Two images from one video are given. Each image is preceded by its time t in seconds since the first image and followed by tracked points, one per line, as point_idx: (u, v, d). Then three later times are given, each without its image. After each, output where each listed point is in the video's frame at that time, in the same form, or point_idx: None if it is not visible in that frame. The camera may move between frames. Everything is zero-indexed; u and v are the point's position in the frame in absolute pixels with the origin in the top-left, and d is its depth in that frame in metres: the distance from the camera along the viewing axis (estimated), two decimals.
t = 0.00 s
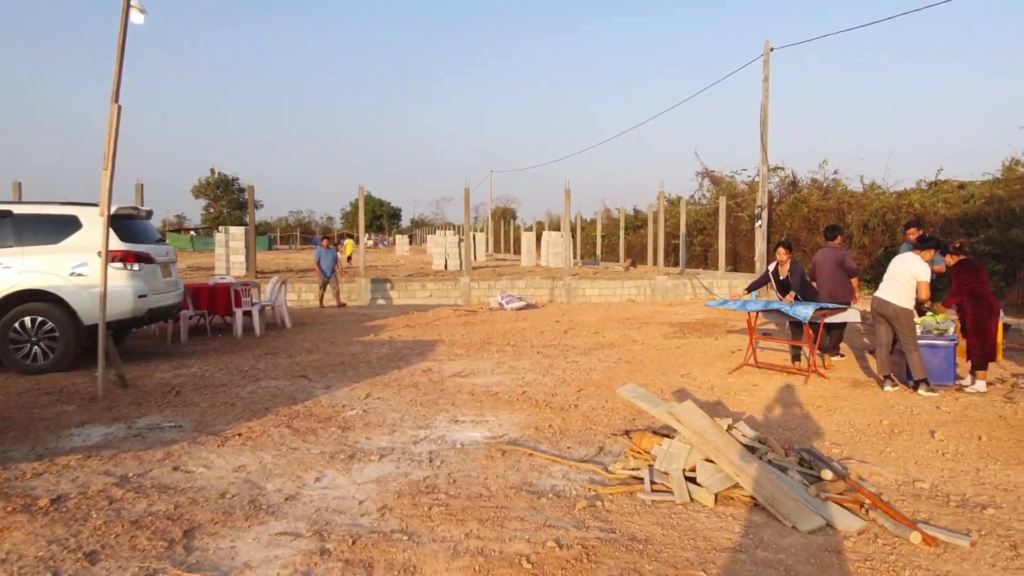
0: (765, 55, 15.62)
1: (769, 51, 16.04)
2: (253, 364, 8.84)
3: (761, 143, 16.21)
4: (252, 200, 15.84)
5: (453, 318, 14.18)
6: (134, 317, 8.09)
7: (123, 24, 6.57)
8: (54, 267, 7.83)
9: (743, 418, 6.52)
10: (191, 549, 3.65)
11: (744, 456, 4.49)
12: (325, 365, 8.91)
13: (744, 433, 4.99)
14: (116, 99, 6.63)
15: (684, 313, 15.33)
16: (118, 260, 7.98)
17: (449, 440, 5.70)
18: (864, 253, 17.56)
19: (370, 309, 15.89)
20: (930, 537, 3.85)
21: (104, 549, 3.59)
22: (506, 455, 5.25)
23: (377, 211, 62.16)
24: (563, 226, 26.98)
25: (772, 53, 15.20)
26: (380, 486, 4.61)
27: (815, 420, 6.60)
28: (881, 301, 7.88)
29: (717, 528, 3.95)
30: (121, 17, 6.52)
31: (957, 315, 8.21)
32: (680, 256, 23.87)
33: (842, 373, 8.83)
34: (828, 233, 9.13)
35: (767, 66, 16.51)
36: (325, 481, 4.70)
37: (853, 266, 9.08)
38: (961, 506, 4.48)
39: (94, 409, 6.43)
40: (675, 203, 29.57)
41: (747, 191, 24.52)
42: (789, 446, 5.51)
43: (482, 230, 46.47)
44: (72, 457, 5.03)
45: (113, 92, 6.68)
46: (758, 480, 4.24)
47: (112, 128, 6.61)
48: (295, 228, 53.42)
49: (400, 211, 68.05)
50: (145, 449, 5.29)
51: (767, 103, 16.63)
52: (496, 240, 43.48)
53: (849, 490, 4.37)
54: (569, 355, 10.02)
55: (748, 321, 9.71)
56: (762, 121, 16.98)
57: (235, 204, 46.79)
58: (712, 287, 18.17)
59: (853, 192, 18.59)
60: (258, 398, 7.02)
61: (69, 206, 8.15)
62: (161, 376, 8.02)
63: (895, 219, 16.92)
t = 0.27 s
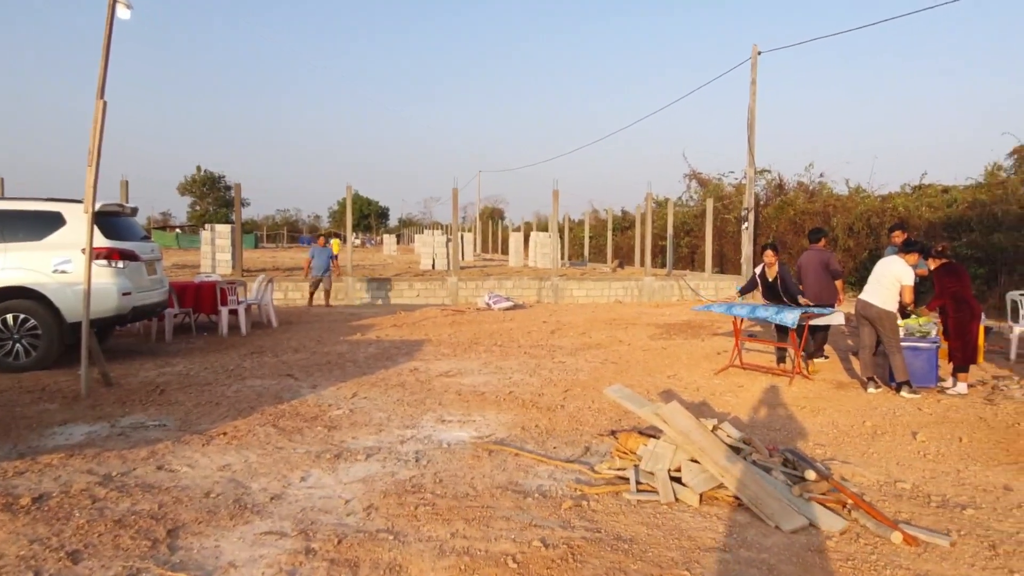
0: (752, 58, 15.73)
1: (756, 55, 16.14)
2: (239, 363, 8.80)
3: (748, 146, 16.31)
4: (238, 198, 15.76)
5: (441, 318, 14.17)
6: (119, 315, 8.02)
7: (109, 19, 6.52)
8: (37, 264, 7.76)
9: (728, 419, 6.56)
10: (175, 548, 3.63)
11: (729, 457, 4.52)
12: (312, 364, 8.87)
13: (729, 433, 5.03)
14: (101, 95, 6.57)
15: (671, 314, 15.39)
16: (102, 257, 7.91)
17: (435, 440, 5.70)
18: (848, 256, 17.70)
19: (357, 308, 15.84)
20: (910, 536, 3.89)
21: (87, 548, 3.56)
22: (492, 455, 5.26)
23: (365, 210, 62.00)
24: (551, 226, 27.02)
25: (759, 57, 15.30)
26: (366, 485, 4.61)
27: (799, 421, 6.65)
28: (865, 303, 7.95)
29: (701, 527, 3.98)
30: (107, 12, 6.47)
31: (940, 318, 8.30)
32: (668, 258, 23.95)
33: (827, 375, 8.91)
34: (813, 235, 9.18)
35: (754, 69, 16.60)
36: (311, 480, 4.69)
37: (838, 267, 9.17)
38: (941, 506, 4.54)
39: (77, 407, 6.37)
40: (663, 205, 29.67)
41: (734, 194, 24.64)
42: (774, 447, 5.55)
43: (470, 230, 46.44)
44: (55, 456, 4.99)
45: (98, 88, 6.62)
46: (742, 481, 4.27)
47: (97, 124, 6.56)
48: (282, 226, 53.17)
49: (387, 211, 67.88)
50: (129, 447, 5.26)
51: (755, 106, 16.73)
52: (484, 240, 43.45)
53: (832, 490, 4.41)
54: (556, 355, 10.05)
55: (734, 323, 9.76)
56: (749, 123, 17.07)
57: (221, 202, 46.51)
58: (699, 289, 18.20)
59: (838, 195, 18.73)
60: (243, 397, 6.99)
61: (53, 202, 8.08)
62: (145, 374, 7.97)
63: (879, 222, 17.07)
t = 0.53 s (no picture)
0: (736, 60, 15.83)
1: (740, 57, 16.22)
2: (221, 363, 8.73)
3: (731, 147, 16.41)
4: (221, 197, 15.64)
5: (425, 318, 14.14)
6: (99, 315, 7.94)
7: (89, 15, 6.45)
8: (15, 263, 7.66)
9: (710, 418, 6.59)
10: (154, 550, 3.59)
11: (711, 456, 4.54)
12: (295, 364, 8.82)
13: (711, 433, 5.05)
14: (81, 92, 6.50)
15: (655, 314, 15.45)
16: (82, 256, 7.82)
17: (418, 440, 5.69)
18: (830, 257, 17.86)
19: (341, 308, 15.77)
20: (889, 534, 3.94)
21: (64, 550, 3.52)
22: (475, 455, 5.26)
23: (349, 209, 61.76)
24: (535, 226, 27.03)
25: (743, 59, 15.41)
26: (348, 486, 4.58)
27: (781, 420, 6.70)
28: (846, 304, 8.02)
29: (683, 527, 4.00)
30: (87, 8, 6.40)
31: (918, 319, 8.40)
32: (652, 258, 24.04)
33: (808, 374, 8.98)
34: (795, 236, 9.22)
35: (738, 71, 16.71)
36: (292, 481, 4.66)
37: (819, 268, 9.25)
38: (919, 505, 4.59)
39: (55, 408, 6.29)
40: (648, 206, 29.78)
41: (718, 195, 24.78)
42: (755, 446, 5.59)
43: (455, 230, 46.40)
44: (31, 457, 4.93)
45: (78, 85, 6.55)
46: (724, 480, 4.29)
47: (77, 121, 6.48)
48: (265, 226, 52.84)
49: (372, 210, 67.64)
50: (108, 448, 5.20)
51: (738, 108, 16.82)
52: (469, 240, 43.41)
53: (812, 489, 4.44)
54: (540, 355, 10.05)
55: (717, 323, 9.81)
56: (732, 125, 17.17)
57: (203, 200, 46.14)
58: (682, 289, 18.28)
59: (820, 197, 18.89)
60: (225, 397, 6.93)
61: (32, 200, 7.97)
62: (125, 374, 7.88)
63: (860, 223, 17.23)
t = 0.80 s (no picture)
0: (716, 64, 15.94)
1: (720, 60, 16.33)
2: (199, 365, 8.64)
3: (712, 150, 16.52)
4: (200, 197, 15.50)
5: (407, 319, 14.09)
6: (74, 316, 7.83)
7: (65, 12, 6.36)
8: None
9: (690, 419, 6.63)
10: (130, 554, 3.55)
11: (690, 456, 4.57)
12: (275, 366, 8.75)
13: (691, 433, 5.08)
14: (56, 90, 6.40)
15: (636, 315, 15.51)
16: (57, 256, 7.71)
17: (399, 442, 5.66)
18: (809, 259, 18.03)
19: (322, 309, 15.68)
20: (866, 533, 3.98)
21: (37, 555, 3.46)
22: (456, 456, 5.25)
23: (331, 209, 61.45)
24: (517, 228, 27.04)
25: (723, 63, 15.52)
26: (328, 488, 4.55)
27: (760, 420, 6.75)
28: (824, 305, 8.10)
29: (663, 527, 4.02)
30: (63, 5, 6.32)
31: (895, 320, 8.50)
32: (633, 260, 24.13)
33: (787, 375, 9.06)
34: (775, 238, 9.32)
35: (718, 75, 16.83)
36: (271, 483, 4.62)
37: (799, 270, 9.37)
38: (896, 503, 4.65)
39: (30, 410, 6.20)
40: (629, 208, 29.89)
41: (699, 197, 24.92)
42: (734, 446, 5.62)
43: (437, 231, 46.30)
44: (4, 461, 4.84)
45: (53, 83, 6.46)
46: (703, 480, 4.32)
47: (52, 120, 6.39)
48: (245, 226, 52.41)
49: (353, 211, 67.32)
50: (83, 451, 5.13)
51: (719, 110, 16.93)
52: (451, 241, 43.32)
53: (791, 489, 4.48)
54: (521, 356, 10.06)
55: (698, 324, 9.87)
56: (713, 128, 17.28)
57: (182, 200, 45.68)
58: (663, 290, 18.35)
59: (799, 200, 19.06)
60: (203, 399, 6.87)
61: (5, 200, 7.85)
62: (101, 376, 7.78)
63: (839, 226, 17.41)
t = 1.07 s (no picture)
0: (690, 65, 16.07)
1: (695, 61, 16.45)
2: (170, 365, 8.52)
3: (686, 150, 16.66)
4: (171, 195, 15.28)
5: (382, 318, 14.01)
6: (41, 316, 7.67)
7: (31, 7, 6.23)
8: None
9: (665, 417, 6.67)
10: (98, 558, 3.49)
11: (664, 454, 4.60)
12: (248, 366, 8.66)
13: (666, 431, 5.11)
14: (22, 85, 6.28)
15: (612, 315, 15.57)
16: (23, 255, 7.56)
17: (374, 442, 5.63)
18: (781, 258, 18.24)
19: (296, 309, 15.55)
20: (836, 528, 4.03)
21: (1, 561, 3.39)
22: (432, 455, 5.23)
23: (305, 208, 60.96)
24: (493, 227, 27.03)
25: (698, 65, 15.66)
26: (302, 489, 4.51)
27: (733, 418, 6.82)
28: (796, 304, 8.19)
29: (638, 524, 4.04)
30: None
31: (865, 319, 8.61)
32: (609, 259, 24.23)
33: (760, 373, 9.16)
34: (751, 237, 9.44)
35: (692, 76, 16.96)
36: (244, 485, 4.57)
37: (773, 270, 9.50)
38: (865, 499, 4.72)
39: None
40: (605, 207, 30.01)
41: (673, 197, 25.10)
42: (708, 444, 5.67)
43: (413, 230, 46.12)
44: None
45: (19, 78, 6.32)
46: (677, 478, 4.35)
47: (18, 116, 6.26)
48: (218, 225, 51.78)
49: (328, 210, 66.81)
50: (50, 454, 5.03)
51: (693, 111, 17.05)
52: (427, 241, 43.19)
53: (763, 486, 4.53)
54: (497, 355, 10.05)
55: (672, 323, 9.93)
56: (687, 128, 17.40)
57: (153, 198, 45.00)
58: (638, 290, 18.45)
59: (772, 200, 19.28)
60: (175, 400, 6.77)
61: None
62: (68, 378, 7.63)
63: (810, 226, 17.63)
